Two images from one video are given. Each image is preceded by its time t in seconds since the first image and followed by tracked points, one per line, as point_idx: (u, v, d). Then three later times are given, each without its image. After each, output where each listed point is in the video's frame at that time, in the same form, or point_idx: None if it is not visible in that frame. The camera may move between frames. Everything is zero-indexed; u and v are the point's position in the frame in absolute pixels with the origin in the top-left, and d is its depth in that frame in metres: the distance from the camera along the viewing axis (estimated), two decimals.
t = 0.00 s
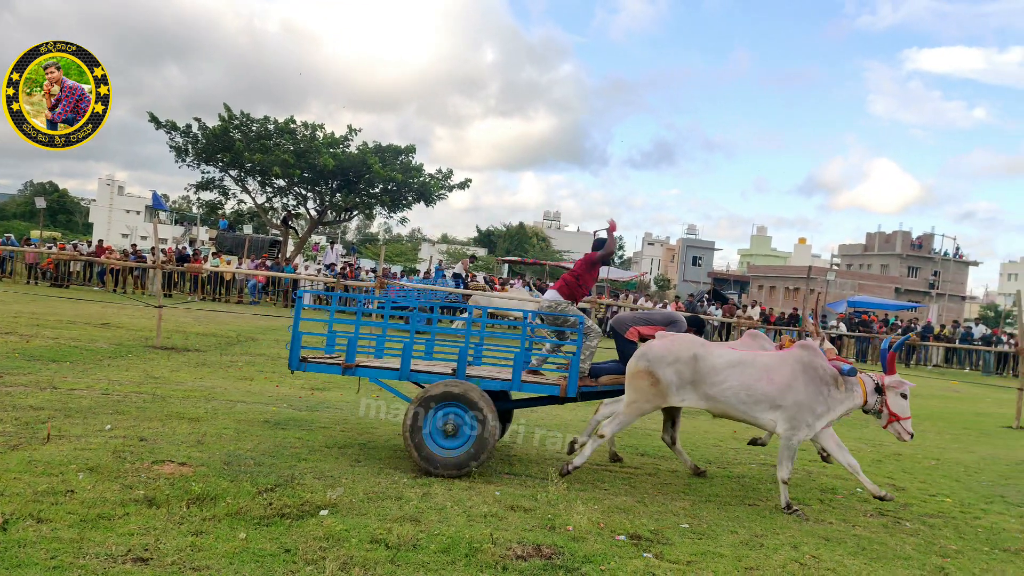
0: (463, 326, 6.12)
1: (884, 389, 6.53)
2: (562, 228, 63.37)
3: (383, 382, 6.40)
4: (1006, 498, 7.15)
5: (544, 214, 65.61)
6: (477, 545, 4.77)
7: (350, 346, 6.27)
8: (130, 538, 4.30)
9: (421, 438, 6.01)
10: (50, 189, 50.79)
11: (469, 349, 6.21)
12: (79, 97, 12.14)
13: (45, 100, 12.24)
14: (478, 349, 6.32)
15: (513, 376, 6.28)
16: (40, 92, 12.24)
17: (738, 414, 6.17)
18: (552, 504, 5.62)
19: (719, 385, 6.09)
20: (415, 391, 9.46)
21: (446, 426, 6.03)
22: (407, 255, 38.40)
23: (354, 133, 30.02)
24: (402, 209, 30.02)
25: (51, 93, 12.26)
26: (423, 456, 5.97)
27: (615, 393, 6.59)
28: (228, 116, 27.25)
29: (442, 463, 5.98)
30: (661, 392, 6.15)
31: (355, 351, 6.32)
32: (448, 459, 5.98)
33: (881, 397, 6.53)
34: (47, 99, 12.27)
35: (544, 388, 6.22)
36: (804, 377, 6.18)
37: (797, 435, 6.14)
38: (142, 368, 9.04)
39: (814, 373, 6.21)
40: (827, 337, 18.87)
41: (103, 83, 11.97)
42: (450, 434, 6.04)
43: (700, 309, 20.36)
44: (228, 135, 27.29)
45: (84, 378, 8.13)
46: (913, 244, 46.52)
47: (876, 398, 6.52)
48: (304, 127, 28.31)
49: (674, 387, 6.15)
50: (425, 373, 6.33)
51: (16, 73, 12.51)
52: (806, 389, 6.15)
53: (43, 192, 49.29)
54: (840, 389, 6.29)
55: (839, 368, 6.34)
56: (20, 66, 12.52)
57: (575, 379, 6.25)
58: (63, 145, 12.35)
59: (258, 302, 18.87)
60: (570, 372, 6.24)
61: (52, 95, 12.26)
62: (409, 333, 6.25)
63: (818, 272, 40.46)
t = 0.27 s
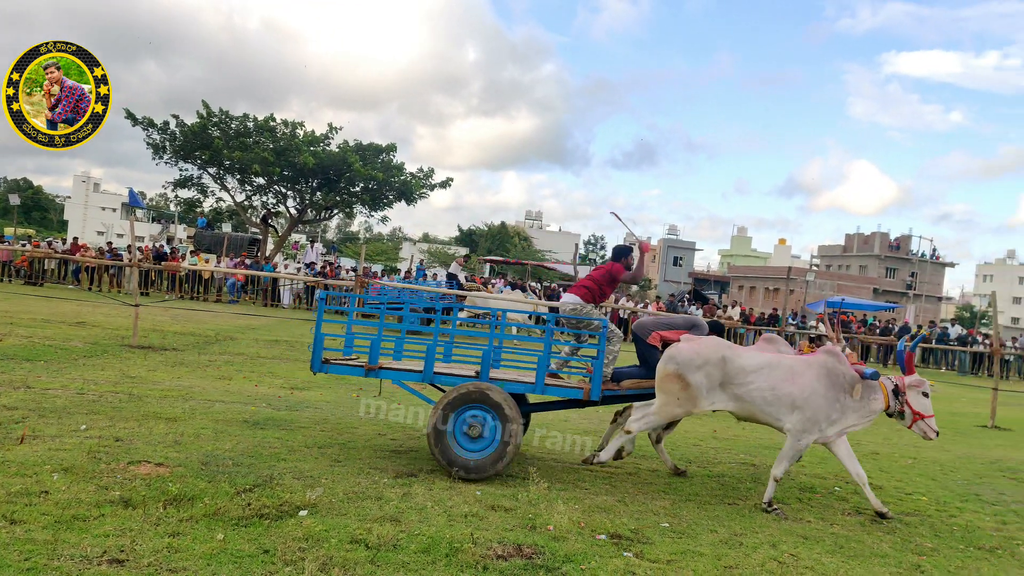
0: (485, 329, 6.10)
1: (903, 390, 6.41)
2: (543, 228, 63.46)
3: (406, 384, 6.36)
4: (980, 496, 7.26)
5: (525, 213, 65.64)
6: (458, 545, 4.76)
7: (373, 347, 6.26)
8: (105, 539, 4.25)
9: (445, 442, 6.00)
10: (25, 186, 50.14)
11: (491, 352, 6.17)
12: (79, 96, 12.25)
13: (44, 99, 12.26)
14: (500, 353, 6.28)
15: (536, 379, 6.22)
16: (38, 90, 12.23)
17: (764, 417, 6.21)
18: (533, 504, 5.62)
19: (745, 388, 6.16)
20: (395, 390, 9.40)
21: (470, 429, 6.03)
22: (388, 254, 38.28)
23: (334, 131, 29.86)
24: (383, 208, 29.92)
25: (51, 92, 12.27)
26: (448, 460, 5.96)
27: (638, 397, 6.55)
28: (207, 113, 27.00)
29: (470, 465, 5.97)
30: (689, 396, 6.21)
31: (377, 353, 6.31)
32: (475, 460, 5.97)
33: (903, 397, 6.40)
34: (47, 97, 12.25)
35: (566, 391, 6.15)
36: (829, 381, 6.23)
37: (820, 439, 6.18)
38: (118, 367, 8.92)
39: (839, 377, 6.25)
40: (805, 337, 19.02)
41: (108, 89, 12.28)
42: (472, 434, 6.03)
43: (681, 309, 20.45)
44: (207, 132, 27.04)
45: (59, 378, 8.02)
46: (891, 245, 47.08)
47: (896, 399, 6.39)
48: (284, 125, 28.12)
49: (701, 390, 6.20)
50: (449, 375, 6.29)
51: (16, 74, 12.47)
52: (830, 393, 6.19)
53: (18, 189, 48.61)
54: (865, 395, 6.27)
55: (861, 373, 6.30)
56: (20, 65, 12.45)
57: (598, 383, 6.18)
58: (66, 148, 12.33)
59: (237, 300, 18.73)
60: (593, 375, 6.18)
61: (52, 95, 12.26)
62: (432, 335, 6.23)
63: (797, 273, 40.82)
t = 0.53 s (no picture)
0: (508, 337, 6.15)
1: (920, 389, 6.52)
2: (523, 230, 63.52)
3: (428, 390, 6.42)
4: (954, 496, 7.35)
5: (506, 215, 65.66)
6: (437, 547, 4.74)
7: (396, 354, 6.30)
8: (79, 544, 4.19)
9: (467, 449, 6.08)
10: None
11: (514, 360, 6.25)
12: (79, 97, 14.10)
13: (46, 100, 14.04)
14: (523, 360, 6.37)
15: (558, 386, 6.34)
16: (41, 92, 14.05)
17: (790, 422, 6.25)
18: (512, 506, 5.61)
19: (772, 394, 6.18)
20: (374, 393, 9.33)
21: (496, 436, 6.11)
22: (367, 256, 38.12)
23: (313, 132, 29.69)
24: (362, 209, 29.80)
25: (52, 93, 14.06)
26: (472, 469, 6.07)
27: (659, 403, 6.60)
28: (183, 113, 26.73)
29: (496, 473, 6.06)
30: (720, 402, 6.21)
31: (400, 360, 6.35)
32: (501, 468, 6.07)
33: (918, 397, 6.51)
34: (48, 98, 14.01)
35: (589, 399, 6.30)
36: (850, 385, 6.31)
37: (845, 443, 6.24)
38: (92, 370, 8.80)
39: (859, 381, 6.33)
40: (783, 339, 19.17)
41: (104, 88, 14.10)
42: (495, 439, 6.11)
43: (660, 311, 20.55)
44: (183, 132, 26.78)
45: (30, 380, 7.89)
46: (867, 249, 47.59)
47: (912, 400, 6.51)
48: (261, 125, 27.92)
49: (730, 396, 6.20)
50: (471, 382, 6.36)
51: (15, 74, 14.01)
52: (852, 397, 6.27)
53: None
54: (882, 399, 6.39)
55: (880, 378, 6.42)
56: (20, 65, 14.01)
57: (620, 391, 6.35)
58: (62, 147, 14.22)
59: (213, 302, 18.58)
60: (616, 383, 6.33)
61: (53, 95, 14.06)
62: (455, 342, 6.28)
63: (776, 275, 41.16)
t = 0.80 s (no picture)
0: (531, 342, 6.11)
1: (934, 386, 6.66)
2: (503, 227, 63.50)
3: (449, 395, 6.35)
4: (929, 494, 7.44)
5: (486, 213, 65.62)
6: (416, 548, 4.71)
7: (417, 359, 6.23)
8: (52, 546, 4.12)
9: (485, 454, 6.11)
10: None
11: (536, 364, 6.20)
12: (78, 97, 14.78)
13: (45, 99, 14.66)
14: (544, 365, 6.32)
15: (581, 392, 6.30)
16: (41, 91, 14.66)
17: (815, 424, 6.35)
18: (492, 506, 5.59)
19: (798, 396, 6.28)
20: (353, 392, 9.25)
21: (520, 440, 6.17)
22: (346, 254, 37.90)
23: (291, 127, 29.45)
24: (341, 206, 29.62)
25: (52, 92, 14.69)
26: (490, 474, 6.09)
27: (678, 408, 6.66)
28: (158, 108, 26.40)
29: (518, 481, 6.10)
30: (748, 405, 6.29)
31: (422, 364, 6.29)
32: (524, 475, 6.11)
33: (933, 394, 6.62)
34: (47, 97, 14.63)
35: (612, 404, 6.27)
36: (869, 387, 6.44)
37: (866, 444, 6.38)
38: (65, 370, 8.66)
39: (878, 382, 6.48)
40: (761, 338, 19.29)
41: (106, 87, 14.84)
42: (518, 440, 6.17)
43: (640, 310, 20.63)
44: (158, 127, 26.44)
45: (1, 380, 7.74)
46: (845, 248, 48.07)
47: (929, 397, 6.62)
48: (238, 120, 27.66)
49: (758, 399, 6.27)
50: (492, 387, 6.31)
51: (16, 74, 14.45)
52: (872, 398, 6.41)
53: None
54: (900, 400, 6.54)
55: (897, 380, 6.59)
56: (19, 64, 14.44)
57: (642, 396, 6.32)
58: (62, 147, 14.91)
59: (190, 300, 18.39)
60: (638, 388, 6.31)
61: (52, 94, 14.70)
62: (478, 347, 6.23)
63: (754, 274, 41.49)
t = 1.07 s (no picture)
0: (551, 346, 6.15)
1: (945, 383, 6.72)
2: (482, 226, 63.46)
3: (470, 397, 6.38)
4: (902, 490, 7.54)
5: (465, 211, 65.56)
6: (394, 547, 4.69)
7: (439, 363, 6.25)
8: (22, 549, 4.04)
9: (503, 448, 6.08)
10: None
11: (558, 368, 6.25)
12: (77, 97, 16.51)
13: (46, 99, 16.23)
14: (565, 368, 6.37)
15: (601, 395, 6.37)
16: (42, 92, 16.15)
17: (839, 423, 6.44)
18: (470, 505, 5.58)
19: (820, 396, 6.38)
20: (331, 391, 9.18)
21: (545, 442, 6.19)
22: (322, 252, 37.64)
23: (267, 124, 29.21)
24: (318, 204, 29.43)
25: (52, 92, 16.23)
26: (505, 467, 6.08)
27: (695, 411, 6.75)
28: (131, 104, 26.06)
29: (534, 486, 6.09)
30: (774, 406, 6.39)
31: (443, 367, 6.30)
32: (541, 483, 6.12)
33: (944, 390, 6.72)
34: (48, 97, 16.22)
35: (632, 408, 6.34)
36: (887, 386, 6.56)
37: (889, 442, 6.48)
38: (36, 369, 8.53)
39: (895, 381, 6.60)
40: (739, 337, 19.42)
41: (105, 87, 16.45)
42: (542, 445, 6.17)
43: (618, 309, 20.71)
44: (131, 123, 26.09)
45: None
46: (820, 246, 48.46)
47: (940, 393, 6.72)
48: (213, 117, 27.39)
49: (782, 400, 6.38)
50: (514, 391, 6.36)
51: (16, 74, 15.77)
52: (890, 396, 6.54)
53: None
54: (917, 398, 6.64)
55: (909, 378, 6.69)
56: (19, 65, 15.79)
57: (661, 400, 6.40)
58: (61, 146, 16.90)
59: (164, 298, 18.22)
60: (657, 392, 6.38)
61: (53, 95, 16.26)
62: (500, 351, 6.26)
63: (732, 273, 41.80)
